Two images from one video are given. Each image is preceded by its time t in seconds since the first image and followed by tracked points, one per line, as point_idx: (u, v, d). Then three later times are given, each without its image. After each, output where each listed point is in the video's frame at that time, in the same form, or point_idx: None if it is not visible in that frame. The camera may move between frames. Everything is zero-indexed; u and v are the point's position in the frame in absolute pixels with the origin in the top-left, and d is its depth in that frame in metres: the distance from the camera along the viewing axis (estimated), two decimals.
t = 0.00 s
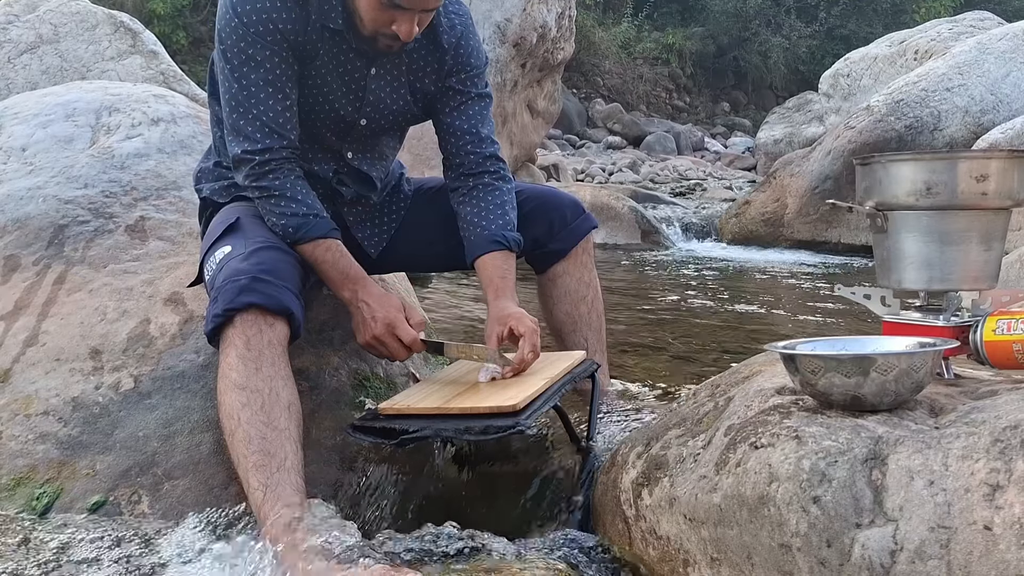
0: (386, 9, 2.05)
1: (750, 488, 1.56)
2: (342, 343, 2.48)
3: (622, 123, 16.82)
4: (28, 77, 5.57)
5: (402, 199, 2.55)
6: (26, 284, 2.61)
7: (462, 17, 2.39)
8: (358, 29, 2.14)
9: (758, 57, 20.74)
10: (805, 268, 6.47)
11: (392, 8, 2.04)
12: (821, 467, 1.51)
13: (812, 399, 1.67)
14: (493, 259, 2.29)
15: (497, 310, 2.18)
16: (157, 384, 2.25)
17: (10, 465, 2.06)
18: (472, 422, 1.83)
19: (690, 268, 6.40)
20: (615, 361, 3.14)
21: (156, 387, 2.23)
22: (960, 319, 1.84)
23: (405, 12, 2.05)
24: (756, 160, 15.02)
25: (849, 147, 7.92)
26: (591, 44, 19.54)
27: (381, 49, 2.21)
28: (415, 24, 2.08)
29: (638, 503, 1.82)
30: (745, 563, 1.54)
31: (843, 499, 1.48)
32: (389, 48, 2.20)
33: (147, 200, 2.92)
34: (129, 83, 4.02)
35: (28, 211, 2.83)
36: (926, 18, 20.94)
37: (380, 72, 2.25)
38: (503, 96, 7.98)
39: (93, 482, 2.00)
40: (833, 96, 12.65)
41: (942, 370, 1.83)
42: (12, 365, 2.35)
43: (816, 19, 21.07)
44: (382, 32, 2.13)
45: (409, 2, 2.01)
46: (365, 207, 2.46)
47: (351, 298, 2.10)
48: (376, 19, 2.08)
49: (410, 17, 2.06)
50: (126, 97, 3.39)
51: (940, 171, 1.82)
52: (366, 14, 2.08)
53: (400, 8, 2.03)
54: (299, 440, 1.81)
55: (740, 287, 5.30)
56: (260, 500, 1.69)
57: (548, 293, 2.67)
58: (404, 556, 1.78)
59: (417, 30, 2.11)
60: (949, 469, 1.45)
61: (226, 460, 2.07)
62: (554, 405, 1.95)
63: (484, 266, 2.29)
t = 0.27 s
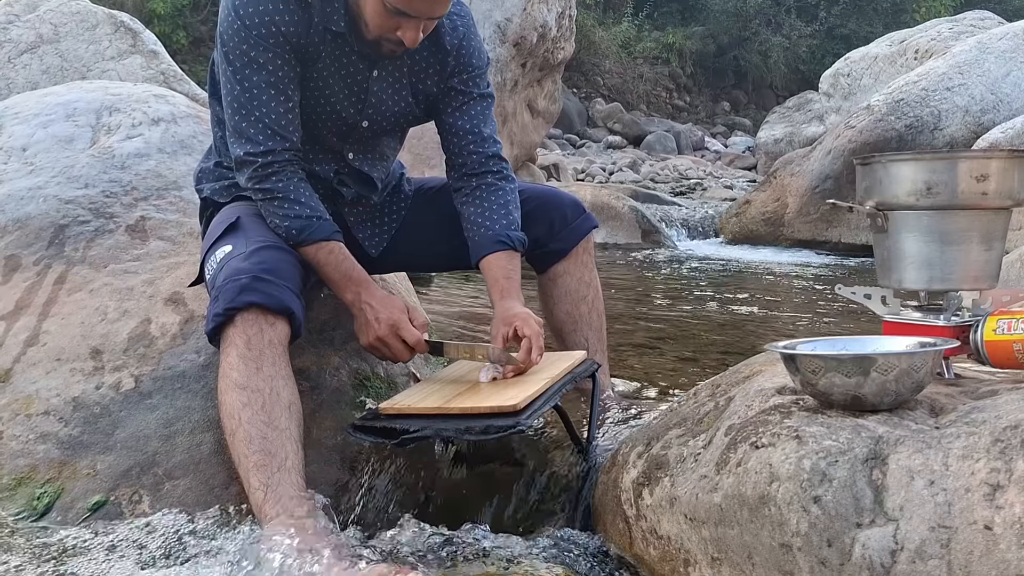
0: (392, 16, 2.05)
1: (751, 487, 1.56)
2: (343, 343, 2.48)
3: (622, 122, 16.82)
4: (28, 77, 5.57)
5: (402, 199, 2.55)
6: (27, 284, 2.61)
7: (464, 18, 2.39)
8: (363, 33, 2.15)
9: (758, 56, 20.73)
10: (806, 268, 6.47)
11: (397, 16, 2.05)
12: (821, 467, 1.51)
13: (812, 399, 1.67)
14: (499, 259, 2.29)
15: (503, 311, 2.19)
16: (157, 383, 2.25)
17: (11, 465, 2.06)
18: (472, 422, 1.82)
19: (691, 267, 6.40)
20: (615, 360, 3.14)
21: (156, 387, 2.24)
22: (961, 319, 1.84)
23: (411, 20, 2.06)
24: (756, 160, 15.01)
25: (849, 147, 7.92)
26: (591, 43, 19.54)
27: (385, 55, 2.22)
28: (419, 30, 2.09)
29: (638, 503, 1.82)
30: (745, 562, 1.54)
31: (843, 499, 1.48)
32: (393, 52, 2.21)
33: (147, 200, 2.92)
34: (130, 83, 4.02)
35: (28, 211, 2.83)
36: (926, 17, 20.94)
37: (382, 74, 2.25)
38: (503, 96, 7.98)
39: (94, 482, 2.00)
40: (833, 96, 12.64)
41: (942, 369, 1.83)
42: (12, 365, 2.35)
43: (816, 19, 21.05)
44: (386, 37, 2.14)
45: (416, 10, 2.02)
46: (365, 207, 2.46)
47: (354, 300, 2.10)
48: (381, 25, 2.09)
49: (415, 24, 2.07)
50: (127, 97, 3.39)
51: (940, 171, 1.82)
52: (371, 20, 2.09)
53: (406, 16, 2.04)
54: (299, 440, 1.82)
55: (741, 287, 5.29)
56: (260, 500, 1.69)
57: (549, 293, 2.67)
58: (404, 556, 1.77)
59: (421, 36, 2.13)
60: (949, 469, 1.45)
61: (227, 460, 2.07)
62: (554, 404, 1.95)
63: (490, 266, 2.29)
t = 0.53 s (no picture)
0: (397, 18, 2.04)
1: (753, 487, 1.56)
2: (344, 342, 2.49)
3: (623, 122, 16.81)
4: (29, 76, 5.57)
5: (404, 199, 2.55)
6: (29, 284, 2.61)
7: (466, 18, 2.40)
8: (370, 33, 2.14)
9: (759, 56, 20.72)
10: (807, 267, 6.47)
11: (402, 18, 2.04)
12: (823, 466, 1.51)
13: (814, 398, 1.67)
14: (501, 259, 2.30)
15: (506, 311, 2.19)
16: (159, 383, 2.25)
17: (13, 464, 2.06)
18: (474, 421, 1.83)
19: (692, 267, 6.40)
20: (617, 360, 3.14)
21: (158, 387, 2.24)
22: (962, 318, 1.84)
23: (416, 22, 2.04)
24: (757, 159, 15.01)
25: (850, 146, 7.92)
26: (591, 43, 19.53)
27: (388, 56, 2.22)
28: (424, 33, 2.08)
29: (641, 502, 1.82)
30: (748, 561, 1.55)
31: (846, 497, 1.48)
32: (397, 53, 2.21)
33: (148, 199, 2.92)
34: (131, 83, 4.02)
35: (30, 211, 2.83)
36: (927, 17, 20.94)
37: (385, 75, 2.25)
38: (504, 95, 7.98)
39: (96, 481, 2.00)
40: (834, 95, 12.64)
41: (944, 369, 1.83)
42: (14, 365, 2.35)
43: (817, 18, 21.04)
44: (392, 38, 2.13)
45: (421, 12, 2.01)
46: (367, 207, 2.46)
47: (356, 303, 2.12)
48: (387, 26, 2.08)
49: (420, 27, 2.05)
50: (128, 97, 3.39)
51: (942, 170, 1.82)
52: (377, 22, 2.09)
53: (411, 18, 2.03)
54: (301, 439, 1.82)
55: (742, 287, 5.27)
56: (262, 499, 1.69)
57: (551, 292, 2.67)
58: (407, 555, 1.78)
59: (427, 38, 2.11)
60: (951, 468, 1.45)
61: (229, 459, 2.07)
62: (556, 404, 1.95)
63: (493, 265, 2.29)
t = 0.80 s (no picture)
0: (399, 19, 2.05)
1: (754, 486, 1.56)
2: (345, 342, 2.49)
3: (623, 122, 16.81)
4: (30, 77, 5.58)
5: (405, 198, 2.55)
6: (30, 284, 2.61)
7: (468, 19, 2.40)
8: (371, 34, 2.15)
9: (759, 55, 20.72)
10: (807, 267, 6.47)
11: (405, 19, 2.04)
12: (824, 465, 1.51)
13: (816, 398, 1.67)
14: (503, 257, 2.30)
15: (507, 307, 2.17)
16: (160, 383, 2.25)
17: (14, 464, 2.06)
18: (476, 421, 1.82)
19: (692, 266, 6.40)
20: (617, 360, 3.14)
21: (160, 387, 2.24)
22: (964, 318, 1.83)
23: (419, 24, 2.04)
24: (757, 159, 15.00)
25: (850, 146, 7.92)
26: (592, 43, 19.52)
27: (388, 58, 2.22)
28: (427, 34, 2.08)
29: (642, 501, 1.82)
30: (749, 561, 1.55)
31: (847, 497, 1.48)
32: (398, 55, 2.22)
33: (150, 199, 2.92)
34: (132, 83, 4.01)
35: (31, 211, 2.83)
36: (927, 16, 20.93)
37: (387, 77, 2.26)
38: (504, 95, 7.98)
39: (98, 481, 2.00)
40: (834, 95, 12.64)
41: (945, 368, 1.83)
42: (15, 365, 2.35)
43: (817, 18, 21.02)
44: (394, 40, 2.13)
45: (423, 13, 2.01)
46: (368, 207, 2.46)
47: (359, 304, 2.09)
48: (389, 28, 2.08)
49: (422, 29, 2.05)
50: (129, 97, 3.39)
51: (943, 169, 1.82)
52: (380, 23, 2.09)
53: (413, 20, 2.03)
54: (303, 439, 1.82)
55: (742, 286, 5.28)
56: (264, 498, 1.69)
57: (552, 292, 2.67)
58: (408, 554, 1.77)
59: (429, 40, 2.11)
60: (953, 467, 1.45)
61: (230, 459, 2.07)
62: (556, 404, 1.95)
63: (495, 263, 2.29)
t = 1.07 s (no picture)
0: (396, 27, 2.03)
1: (755, 486, 1.56)
2: (346, 342, 2.49)
3: (624, 121, 16.80)
4: (31, 77, 5.58)
5: (406, 198, 2.55)
6: (31, 284, 2.61)
7: (467, 19, 2.39)
8: (370, 39, 2.13)
9: (760, 55, 20.71)
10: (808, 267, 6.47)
11: (402, 26, 2.02)
12: (824, 465, 1.51)
13: (816, 397, 1.67)
14: (490, 254, 2.31)
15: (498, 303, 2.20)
16: (162, 383, 2.25)
17: (16, 464, 2.06)
18: (477, 420, 1.82)
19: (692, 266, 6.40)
20: (618, 360, 3.14)
21: (161, 387, 2.24)
22: (964, 317, 1.83)
23: (416, 31, 2.02)
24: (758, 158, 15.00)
25: (851, 145, 7.92)
26: (592, 42, 19.51)
27: (388, 63, 2.21)
28: (425, 40, 2.06)
29: (643, 501, 1.82)
30: (749, 560, 1.55)
31: (847, 496, 1.48)
32: (397, 61, 2.21)
33: (150, 199, 2.92)
34: (132, 83, 4.01)
35: (32, 212, 2.83)
36: (928, 16, 20.92)
37: (387, 81, 2.26)
38: (505, 95, 7.98)
39: (99, 481, 2.01)
40: (835, 95, 12.63)
41: (946, 368, 1.83)
42: (16, 365, 2.35)
43: (817, 17, 21.01)
44: (392, 45, 2.11)
45: (421, 20, 1.98)
46: (368, 208, 2.47)
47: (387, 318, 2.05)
48: (387, 33, 2.07)
49: (420, 35, 2.03)
50: (130, 97, 3.39)
51: (943, 169, 1.82)
52: (377, 29, 2.07)
53: (411, 26, 2.01)
54: (309, 437, 1.82)
55: (743, 286, 5.28)
56: (270, 496, 1.69)
57: (551, 292, 2.67)
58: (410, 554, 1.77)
59: (427, 45, 2.09)
60: (953, 466, 1.45)
61: (231, 459, 2.07)
62: (558, 403, 1.95)
63: (480, 260, 2.31)
